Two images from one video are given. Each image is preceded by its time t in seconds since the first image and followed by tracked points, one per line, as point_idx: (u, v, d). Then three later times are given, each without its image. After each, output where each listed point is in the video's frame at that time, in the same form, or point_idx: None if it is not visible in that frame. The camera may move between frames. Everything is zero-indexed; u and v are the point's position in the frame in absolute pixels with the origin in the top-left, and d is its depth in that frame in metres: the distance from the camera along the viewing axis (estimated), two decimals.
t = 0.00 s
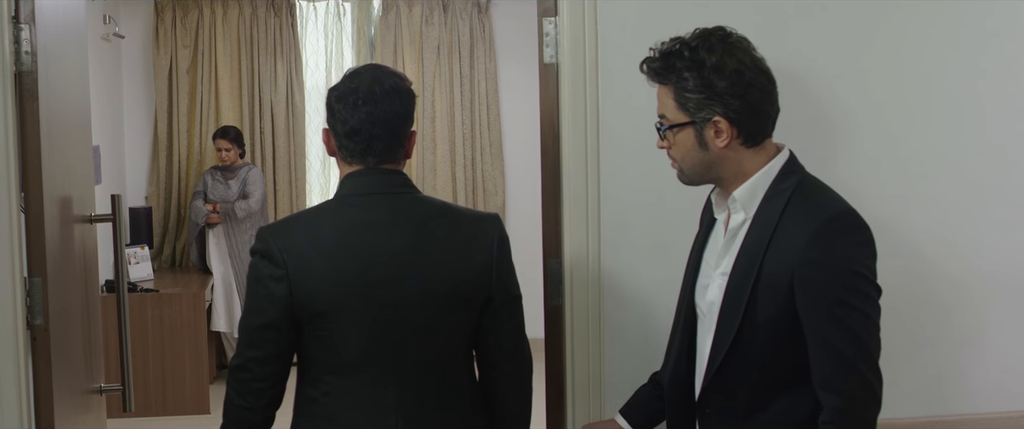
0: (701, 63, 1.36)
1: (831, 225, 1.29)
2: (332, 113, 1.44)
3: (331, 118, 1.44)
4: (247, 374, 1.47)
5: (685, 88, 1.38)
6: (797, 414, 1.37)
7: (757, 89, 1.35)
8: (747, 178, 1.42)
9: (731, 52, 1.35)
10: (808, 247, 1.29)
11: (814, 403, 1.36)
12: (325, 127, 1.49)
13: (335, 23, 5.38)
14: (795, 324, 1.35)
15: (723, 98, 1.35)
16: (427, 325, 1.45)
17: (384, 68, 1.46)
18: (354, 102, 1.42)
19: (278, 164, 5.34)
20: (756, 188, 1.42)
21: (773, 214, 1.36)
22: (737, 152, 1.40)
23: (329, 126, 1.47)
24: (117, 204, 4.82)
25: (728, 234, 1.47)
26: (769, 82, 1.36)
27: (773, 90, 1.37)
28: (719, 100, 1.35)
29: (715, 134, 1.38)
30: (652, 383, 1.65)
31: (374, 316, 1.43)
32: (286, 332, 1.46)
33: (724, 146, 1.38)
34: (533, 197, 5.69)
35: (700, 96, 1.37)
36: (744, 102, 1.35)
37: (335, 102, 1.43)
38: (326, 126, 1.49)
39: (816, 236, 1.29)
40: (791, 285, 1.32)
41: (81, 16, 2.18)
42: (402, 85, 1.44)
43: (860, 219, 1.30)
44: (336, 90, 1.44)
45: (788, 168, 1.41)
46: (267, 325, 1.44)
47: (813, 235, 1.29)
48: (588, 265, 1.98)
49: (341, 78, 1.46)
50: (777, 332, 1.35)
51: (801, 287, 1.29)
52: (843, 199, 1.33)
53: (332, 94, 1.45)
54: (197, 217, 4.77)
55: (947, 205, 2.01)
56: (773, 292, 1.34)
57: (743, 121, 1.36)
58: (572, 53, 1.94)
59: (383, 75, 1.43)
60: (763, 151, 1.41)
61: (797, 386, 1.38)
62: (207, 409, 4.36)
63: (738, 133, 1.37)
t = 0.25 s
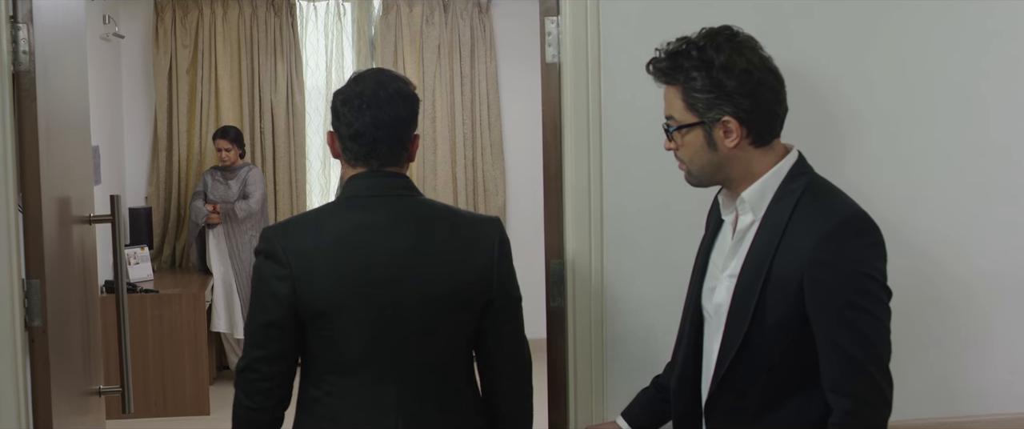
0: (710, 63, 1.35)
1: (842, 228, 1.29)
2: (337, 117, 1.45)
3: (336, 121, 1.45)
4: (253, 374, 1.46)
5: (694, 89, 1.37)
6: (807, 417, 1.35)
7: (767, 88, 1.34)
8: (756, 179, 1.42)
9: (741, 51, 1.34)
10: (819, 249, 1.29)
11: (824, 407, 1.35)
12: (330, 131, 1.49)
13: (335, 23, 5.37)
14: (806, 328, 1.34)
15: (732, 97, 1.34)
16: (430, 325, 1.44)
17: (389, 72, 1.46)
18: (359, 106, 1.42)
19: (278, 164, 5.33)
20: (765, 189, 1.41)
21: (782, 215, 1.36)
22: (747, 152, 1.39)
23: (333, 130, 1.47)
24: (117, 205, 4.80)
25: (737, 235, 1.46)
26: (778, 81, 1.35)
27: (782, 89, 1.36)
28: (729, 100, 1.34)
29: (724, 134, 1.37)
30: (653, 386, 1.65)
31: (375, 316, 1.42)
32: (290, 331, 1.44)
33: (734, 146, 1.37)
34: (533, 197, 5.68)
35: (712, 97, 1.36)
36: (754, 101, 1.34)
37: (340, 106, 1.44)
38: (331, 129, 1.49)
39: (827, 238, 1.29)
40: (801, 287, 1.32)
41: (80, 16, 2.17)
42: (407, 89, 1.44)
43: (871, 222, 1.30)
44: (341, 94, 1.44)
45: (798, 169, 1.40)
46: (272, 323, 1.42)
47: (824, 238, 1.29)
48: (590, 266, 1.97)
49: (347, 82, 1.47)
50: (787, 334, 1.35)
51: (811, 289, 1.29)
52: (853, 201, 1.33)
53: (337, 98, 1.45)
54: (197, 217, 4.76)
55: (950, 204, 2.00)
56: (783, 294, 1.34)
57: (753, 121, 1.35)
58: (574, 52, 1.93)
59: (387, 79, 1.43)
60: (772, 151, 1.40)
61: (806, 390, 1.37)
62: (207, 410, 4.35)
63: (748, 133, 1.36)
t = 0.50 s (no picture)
0: (720, 62, 1.35)
1: (852, 229, 1.28)
2: (345, 121, 1.45)
3: (344, 125, 1.45)
4: (268, 373, 1.45)
5: (703, 88, 1.37)
6: (816, 419, 1.36)
7: (777, 87, 1.34)
8: (764, 180, 1.41)
9: (750, 50, 1.34)
10: (829, 251, 1.28)
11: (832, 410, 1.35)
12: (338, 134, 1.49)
13: (336, 22, 5.35)
14: (815, 331, 1.33)
15: (743, 97, 1.34)
16: (438, 327, 1.44)
17: (397, 77, 1.47)
18: (367, 111, 1.42)
19: (279, 164, 5.31)
20: (774, 190, 1.40)
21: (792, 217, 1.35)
22: (756, 152, 1.38)
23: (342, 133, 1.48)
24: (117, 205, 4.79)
25: (744, 237, 1.45)
26: (787, 81, 1.35)
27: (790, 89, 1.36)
28: (739, 99, 1.34)
29: (734, 134, 1.37)
30: (655, 389, 1.64)
31: (383, 317, 1.42)
32: (301, 332, 1.44)
33: (743, 146, 1.37)
34: (534, 197, 5.66)
35: (722, 96, 1.35)
36: (764, 101, 1.34)
37: (349, 110, 1.44)
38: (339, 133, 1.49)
39: (838, 240, 1.28)
40: (810, 290, 1.31)
41: (79, 15, 2.16)
42: (415, 94, 1.45)
43: (881, 223, 1.29)
44: (349, 98, 1.45)
45: (806, 170, 1.39)
46: (282, 323, 1.42)
47: (835, 239, 1.28)
48: (593, 267, 1.96)
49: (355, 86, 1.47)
50: (795, 338, 1.34)
51: (821, 291, 1.28)
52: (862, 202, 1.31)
53: (346, 102, 1.45)
54: (197, 218, 4.75)
55: (956, 204, 1.98)
56: (792, 295, 1.33)
57: (764, 120, 1.35)
58: (577, 51, 1.93)
59: (396, 84, 1.44)
60: (781, 152, 1.40)
61: (814, 394, 1.37)
62: (207, 411, 4.34)
63: (757, 132, 1.36)
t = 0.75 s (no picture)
0: (727, 60, 1.33)
1: (860, 231, 1.27)
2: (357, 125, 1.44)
3: (357, 128, 1.44)
4: (287, 372, 1.44)
5: (710, 87, 1.35)
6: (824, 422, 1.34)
7: (784, 84, 1.33)
8: (772, 180, 1.39)
9: (756, 48, 1.33)
10: (837, 252, 1.27)
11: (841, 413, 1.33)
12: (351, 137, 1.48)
13: (336, 22, 5.34)
14: (822, 333, 1.32)
15: (751, 95, 1.33)
16: (453, 329, 1.44)
17: (408, 81, 1.46)
18: (379, 114, 1.41)
19: (279, 164, 5.30)
20: (781, 190, 1.39)
21: (799, 218, 1.34)
22: (763, 152, 1.37)
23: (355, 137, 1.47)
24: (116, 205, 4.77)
25: (751, 238, 1.44)
26: (793, 79, 1.35)
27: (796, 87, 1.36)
28: (747, 97, 1.33)
29: (741, 133, 1.35)
30: (657, 391, 1.62)
31: (399, 319, 1.41)
32: (317, 332, 1.43)
33: (751, 145, 1.35)
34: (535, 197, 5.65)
35: (730, 94, 1.34)
36: (772, 99, 1.32)
37: (360, 114, 1.43)
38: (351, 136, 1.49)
39: (848, 242, 1.27)
40: (818, 292, 1.30)
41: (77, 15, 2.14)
42: (426, 98, 1.44)
43: (890, 224, 1.28)
44: (362, 101, 1.44)
45: (813, 170, 1.38)
46: (300, 321, 1.42)
47: (844, 241, 1.27)
48: (595, 267, 1.94)
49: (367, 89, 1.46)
50: (802, 340, 1.32)
51: (829, 294, 1.27)
52: (870, 203, 1.31)
53: (358, 105, 1.44)
54: (197, 217, 4.73)
55: (962, 204, 1.97)
56: (800, 297, 1.31)
57: (771, 119, 1.33)
58: (579, 50, 1.91)
59: (407, 88, 1.43)
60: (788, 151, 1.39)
61: (823, 395, 1.35)
62: (207, 411, 4.33)
63: (765, 131, 1.34)
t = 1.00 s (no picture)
0: (733, 60, 1.31)
1: (870, 233, 1.25)
2: (372, 124, 1.49)
3: (371, 128, 1.49)
4: (309, 367, 1.45)
5: (717, 88, 1.34)
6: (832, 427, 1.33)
7: (791, 83, 1.31)
8: (778, 181, 1.38)
9: (761, 47, 1.31)
10: (845, 254, 1.26)
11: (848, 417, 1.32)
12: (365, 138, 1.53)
13: (335, 22, 5.33)
14: (828, 336, 1.31)
15: (758, 95, 1.31)
16: (472, 325, 1.46)
17: (421, 82, 1.51)
18: (393, 114, 1.46)
19: (278, 164, 5.28)
20: (787, 191, 1.38)
21: (806, 220, 1.33)
22: (770, 152, 1.36)
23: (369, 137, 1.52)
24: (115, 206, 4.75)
25: (756, 241, 1.42)
26: (799, 76, 1.33)
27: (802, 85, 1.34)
28: (754, 98, 1.31)
29: (748, 134, 1.34)
30: (660, 394, 1.60)
31: (421, 314, 1.44)
32: (337, 327, 1.45)
33: (758, 146, 1.34)
34: (534, 197, 5.64)
35: (737, 95, 1.32)
36: (779, 98, 1.31)
37: (376, 114, 1.48)
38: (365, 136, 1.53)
39: (857, 244, 1.25)
40: (827, 296, 1.29)
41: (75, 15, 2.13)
42: (438, 98, 1.49)
43: (898, 226, 1.27)
44: (376, 101, 1.49)
45: (819, 172, 1.37)
46: (322, 316, 1.43)
47: (853, 243, 1.26)
48: (598, 268, 1.93)
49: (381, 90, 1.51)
50: (807, 345, 1.31)
51: (838, 298, 1.25)
52: (878, 205, 1.29)
53: (372, 105, 1.49)
54: (196, 218, 4.71)
55: (967, 204, 1.95)
56: (808, 300, 1.30)
57: (778, 118, 1.32)
58: (582, 49, 1.90)
59: (420, 89, 1.48)
60: (794, 151, 1.37)
61: (830, 399, 1.34)
62: (206, 412, 4.31)
63: (772, 131, 1.33)
